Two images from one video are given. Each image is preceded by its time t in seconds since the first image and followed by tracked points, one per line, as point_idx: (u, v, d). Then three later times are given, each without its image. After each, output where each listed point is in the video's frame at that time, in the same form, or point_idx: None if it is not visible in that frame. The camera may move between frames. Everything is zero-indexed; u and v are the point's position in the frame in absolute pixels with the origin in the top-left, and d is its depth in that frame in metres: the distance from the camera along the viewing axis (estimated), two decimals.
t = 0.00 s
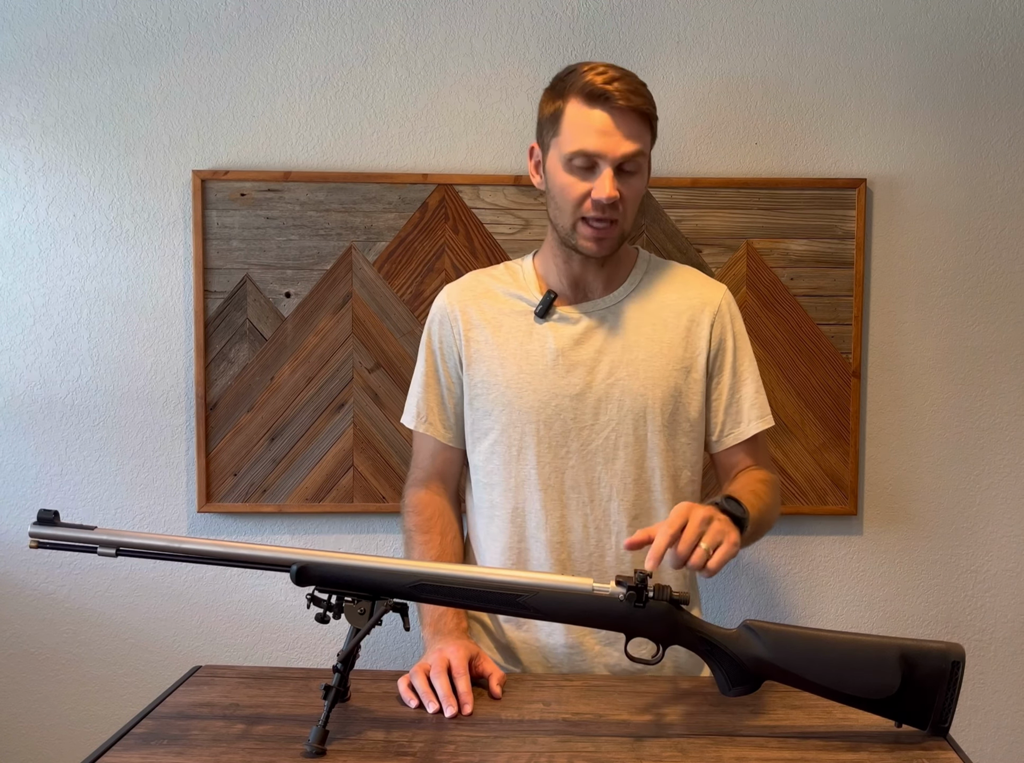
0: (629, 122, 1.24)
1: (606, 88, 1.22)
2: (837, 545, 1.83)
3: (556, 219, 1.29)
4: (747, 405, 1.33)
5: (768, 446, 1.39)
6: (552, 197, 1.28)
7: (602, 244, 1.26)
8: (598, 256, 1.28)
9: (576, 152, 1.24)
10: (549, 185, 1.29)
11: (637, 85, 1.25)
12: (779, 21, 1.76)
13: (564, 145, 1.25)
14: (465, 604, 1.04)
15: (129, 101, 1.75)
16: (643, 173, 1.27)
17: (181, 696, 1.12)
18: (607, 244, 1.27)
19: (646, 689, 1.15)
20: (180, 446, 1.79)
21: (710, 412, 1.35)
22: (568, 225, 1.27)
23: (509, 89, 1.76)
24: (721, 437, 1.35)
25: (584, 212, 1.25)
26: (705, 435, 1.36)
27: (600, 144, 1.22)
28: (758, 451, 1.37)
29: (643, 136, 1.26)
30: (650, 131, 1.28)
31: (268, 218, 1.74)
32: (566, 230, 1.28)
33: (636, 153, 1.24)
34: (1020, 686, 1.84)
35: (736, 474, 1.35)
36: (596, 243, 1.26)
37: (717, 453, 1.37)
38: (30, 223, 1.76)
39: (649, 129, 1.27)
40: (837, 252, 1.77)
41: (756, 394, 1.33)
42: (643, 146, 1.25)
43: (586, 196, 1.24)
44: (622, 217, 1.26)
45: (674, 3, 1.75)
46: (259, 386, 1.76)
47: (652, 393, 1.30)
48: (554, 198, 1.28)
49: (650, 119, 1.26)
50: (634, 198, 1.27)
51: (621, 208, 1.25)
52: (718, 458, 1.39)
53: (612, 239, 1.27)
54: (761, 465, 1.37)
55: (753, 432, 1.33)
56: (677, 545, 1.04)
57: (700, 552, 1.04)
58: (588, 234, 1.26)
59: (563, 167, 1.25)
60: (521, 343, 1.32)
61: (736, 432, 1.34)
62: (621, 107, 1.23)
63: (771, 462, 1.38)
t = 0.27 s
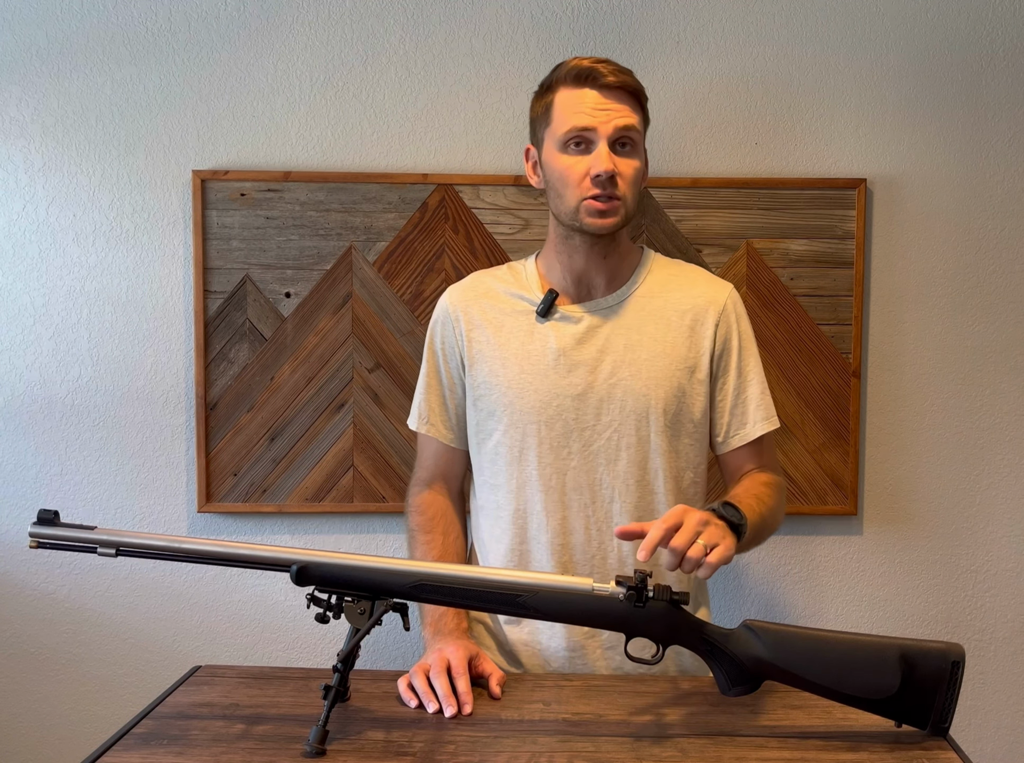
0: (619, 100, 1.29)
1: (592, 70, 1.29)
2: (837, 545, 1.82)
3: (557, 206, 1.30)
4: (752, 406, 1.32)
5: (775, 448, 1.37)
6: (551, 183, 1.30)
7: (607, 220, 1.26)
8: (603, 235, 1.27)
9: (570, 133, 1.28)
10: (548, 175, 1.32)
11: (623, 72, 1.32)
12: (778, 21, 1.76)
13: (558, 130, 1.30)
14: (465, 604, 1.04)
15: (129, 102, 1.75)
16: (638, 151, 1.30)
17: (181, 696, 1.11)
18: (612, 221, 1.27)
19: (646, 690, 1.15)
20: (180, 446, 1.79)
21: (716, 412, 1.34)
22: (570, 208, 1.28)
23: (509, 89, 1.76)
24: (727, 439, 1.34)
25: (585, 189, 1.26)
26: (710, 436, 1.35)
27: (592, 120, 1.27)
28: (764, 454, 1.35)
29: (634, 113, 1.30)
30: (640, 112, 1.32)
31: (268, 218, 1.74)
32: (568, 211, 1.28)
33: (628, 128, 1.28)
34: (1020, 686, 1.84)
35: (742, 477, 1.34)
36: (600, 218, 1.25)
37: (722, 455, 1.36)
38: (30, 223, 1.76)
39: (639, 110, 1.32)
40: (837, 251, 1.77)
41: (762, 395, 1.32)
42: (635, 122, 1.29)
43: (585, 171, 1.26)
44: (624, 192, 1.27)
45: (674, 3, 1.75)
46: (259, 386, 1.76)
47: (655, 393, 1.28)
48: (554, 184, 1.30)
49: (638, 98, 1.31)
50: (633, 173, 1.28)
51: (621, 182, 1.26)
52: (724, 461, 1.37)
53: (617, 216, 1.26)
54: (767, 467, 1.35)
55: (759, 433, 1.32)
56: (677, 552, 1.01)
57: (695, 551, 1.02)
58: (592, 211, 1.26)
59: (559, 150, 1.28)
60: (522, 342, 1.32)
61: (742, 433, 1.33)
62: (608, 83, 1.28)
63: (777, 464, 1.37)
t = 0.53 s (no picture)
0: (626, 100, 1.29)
1: (602, 69, 1.29)
2: (837, 545, 1.83)
3: (560, 203, 1.30)
4: (754, 404, 1.31)
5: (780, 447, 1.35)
6: (556, 180, 1.30)
7: (612, 221, 1.26)
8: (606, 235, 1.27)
9: (577, 131, 1.28)
10: (553, 171, 1.31)
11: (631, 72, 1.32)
12: (778, 22, 1.76)
13: (565, 127, 1.29)
14: (464, 603, 1.03)
15: (129, 102, 1.75)
16: (644, 152, 1.30)
17: (180, 696, 1.11)
18: (616, 221, 1.27)
19: (646, 690, 1.15)
20: (180, 446, 1.79)
21: (718, 409, 1.34)
22: (575, 206, 1.28)
23: (509, 89, 1.76)
24: (729, 437, 1.34)
25: (591, 188, 1.26)
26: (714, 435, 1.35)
27: (600, 119, 1.27)
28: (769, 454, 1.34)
29: (642, 114, 1.30)
30: (647, 112, 1.32)
31: (268, 218, 1.74)
32: (572, 209, 1.28)
33: (636, 129, 1.28)
34: (1020, 686, 1.84)
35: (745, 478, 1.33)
36: (604, 218, 1.25)
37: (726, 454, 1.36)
38: (30, 223, 1.76)
39: (646, 111, 1.32)
40: (837, 251, 1.77)
41: (764, 392, 1.31)
42: (642, 123, 1.29)
43: (590, 170, 1.26)
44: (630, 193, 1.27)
45: (674, 3, 1.75)
46: (259, 386, 1.76)
47: (655, 389, 1.28)
48: (558, 181, 1.30)
49: (646, 98, 1.31)
50: (639, 175, 1.28)
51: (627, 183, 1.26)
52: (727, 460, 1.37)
53: (621, 217, 1.27)
54: (769, 468, 1.34)
55: (761, 432, 1.31)
56: (673, 568, 1.00)
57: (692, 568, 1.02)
58: (597, 211, 1.26)
59: (566, 147, 1.28)
60: (522, 341, 1.32)
61: (743, 431, 1.32)
62: (617, 83, 1.28)
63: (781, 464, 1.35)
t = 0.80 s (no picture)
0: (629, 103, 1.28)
1: (604, 70, 1.28)
2: (837, 545, 1.83)
3: (560, 203, 1.31)
4: (758, 406, 1.32)
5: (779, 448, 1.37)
6: (556, 181, 1.30)
7: (609, 222, 1.26)
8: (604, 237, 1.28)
9: (578, 132, 1.28)
10: (554, 171, 1.32)
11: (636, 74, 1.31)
12: (778, 21, 1.76)
13: (567, 128, 1.30)
14: (465, 604, 1.03)
15: (129, 101, 1.75)
16: (646, 154, 1.30)
17: (181, 696, 1.11)
18: (614, 223, 1.27)
19: (646, 689, 1.15)
20: (180, 446, 1.79)
21: (722, 410, 1.34)
22: (574, 207, 1.28)
23: (508, 89, 1.76)
24: (731, 438, 1.34)
25: (590, 190, 1.26)
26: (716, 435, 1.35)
27: (601, 121, 1.27)
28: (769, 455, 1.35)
29: (644, 116, 1.30)
30: (650, 114, 1.32)
31: (268, 218, 1.74)
32: (571, 210, 1.28)
33: (638, 131, 1.28)
34: (1020, 686, 1.84)
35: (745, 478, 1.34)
36: (602, 220, 1.25)
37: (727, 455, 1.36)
38: (30, 223, 1.76)
39: (649, 113, 1.31)
40: (837, 251, 1.77)
41: (768, 393, 1.31)
42: (644, 125, 1.29)
43: (590, 172, 1.26)
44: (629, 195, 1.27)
45: (674, 3, 1.75)
46: (259, 386, 1.76)
47: (660, 391, 1.28)
48: (559, 182, 1.30)
49: (649, 100, 1.30)
50: (639, 176, 1.28)
51: (627, 185, 1.26)
52: (728, 460, 1.37)
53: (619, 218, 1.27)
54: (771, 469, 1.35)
55: (764, 433, 1.32)
56: (673, 567, 1.00)
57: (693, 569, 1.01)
58: (595, 212, 1.26)
59: (566, 148, 1.28)
60: (524, 341, 1.32)
61: (746, 432, 1.33)
62: (619, 84, 1.28)
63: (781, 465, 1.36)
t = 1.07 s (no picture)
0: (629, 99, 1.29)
1: (605, 67, 1.29)
2: (837, 545, 1.83)
3: (560, 200, 1.31)
4: (756, 406, 1.32)
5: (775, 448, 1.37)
6: (556, 177, 1.30)
7: (607, 217, 1.26)
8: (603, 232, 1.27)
9: (578, 128, 1.28)
10: (554, 168, 1.32)
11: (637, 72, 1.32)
12: (778, 21, 1.76)
13: (567, 125, 1.30)
14: (465, 604, 1.03)
15: (129, 101, 1.75)
16: (646, 151, 1.30)
17: (181, 696, 1.11)
18: (612, 218, 1.26)
19: (646, 689, 1.15)
20: (180, 446, 1.79)
21: (721, 410, 1.34)
22: (572, 202, 1.28)
23: (508, 89, 1.76)
24: (729, 438, 1.34)
25: (588, 185, 1.26)
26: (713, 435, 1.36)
27: (601, 117, 1.27)
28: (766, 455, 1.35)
29: (644, 113, 1.30)
30: (651, 112, 1.32)
31: (268, 218, 1.74)
32: (570, 205, 1.28)
33: (638, 128, 1.28)
34: (1020, 686, 1.84)
35: (740, 478, 1.34)
36: (600, 213, 1.25)
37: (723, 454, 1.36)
38: (30, 223, 1.76)
39: (649, 111, 1.31)
40: (837, 252, 1.77)
41: (767, 393, 1.32)
42: (644, 122, 1.29)
43: (589, 166, 1.26)
44: (628, 190, 1.26)
45: (674, 3, 1.75)
46: (259, 386, 1.76)
47: (661, 391, 1.28)
48: (559, 178, 1.31)
49: (650, 98, 1.31)
50: (639, 173, 1.28)
51: (625, 180, 1.26)
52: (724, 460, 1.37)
53: (617, 213, 1.26)
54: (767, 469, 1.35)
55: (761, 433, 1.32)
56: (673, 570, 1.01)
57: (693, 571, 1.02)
58: (593, 207, 1.26)
59: (566, 144, 1.28)
60: (524, 341, 1.32)
61: (743, 432, 1.33)
62: (620, 81, 1.28)
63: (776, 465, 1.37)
